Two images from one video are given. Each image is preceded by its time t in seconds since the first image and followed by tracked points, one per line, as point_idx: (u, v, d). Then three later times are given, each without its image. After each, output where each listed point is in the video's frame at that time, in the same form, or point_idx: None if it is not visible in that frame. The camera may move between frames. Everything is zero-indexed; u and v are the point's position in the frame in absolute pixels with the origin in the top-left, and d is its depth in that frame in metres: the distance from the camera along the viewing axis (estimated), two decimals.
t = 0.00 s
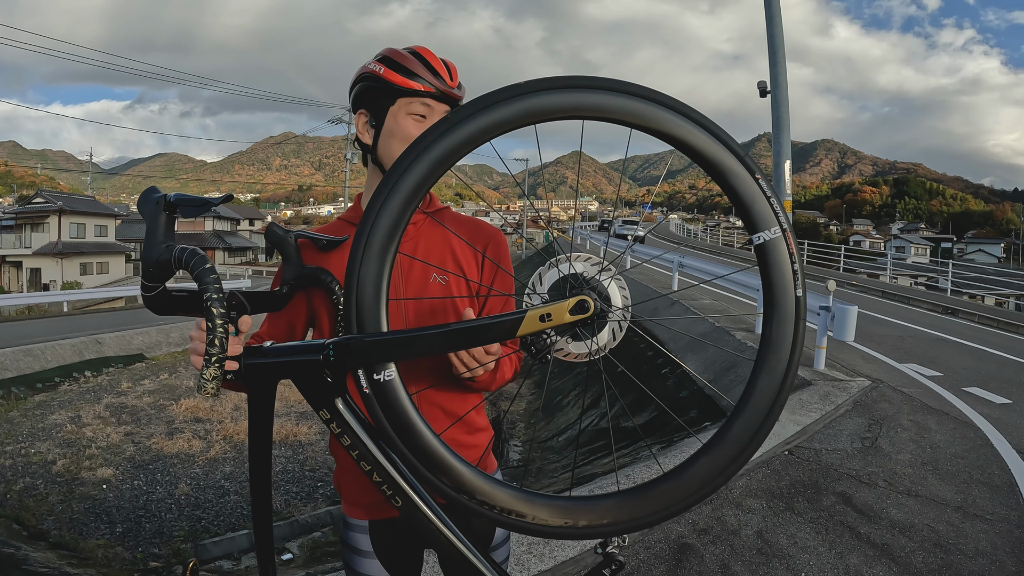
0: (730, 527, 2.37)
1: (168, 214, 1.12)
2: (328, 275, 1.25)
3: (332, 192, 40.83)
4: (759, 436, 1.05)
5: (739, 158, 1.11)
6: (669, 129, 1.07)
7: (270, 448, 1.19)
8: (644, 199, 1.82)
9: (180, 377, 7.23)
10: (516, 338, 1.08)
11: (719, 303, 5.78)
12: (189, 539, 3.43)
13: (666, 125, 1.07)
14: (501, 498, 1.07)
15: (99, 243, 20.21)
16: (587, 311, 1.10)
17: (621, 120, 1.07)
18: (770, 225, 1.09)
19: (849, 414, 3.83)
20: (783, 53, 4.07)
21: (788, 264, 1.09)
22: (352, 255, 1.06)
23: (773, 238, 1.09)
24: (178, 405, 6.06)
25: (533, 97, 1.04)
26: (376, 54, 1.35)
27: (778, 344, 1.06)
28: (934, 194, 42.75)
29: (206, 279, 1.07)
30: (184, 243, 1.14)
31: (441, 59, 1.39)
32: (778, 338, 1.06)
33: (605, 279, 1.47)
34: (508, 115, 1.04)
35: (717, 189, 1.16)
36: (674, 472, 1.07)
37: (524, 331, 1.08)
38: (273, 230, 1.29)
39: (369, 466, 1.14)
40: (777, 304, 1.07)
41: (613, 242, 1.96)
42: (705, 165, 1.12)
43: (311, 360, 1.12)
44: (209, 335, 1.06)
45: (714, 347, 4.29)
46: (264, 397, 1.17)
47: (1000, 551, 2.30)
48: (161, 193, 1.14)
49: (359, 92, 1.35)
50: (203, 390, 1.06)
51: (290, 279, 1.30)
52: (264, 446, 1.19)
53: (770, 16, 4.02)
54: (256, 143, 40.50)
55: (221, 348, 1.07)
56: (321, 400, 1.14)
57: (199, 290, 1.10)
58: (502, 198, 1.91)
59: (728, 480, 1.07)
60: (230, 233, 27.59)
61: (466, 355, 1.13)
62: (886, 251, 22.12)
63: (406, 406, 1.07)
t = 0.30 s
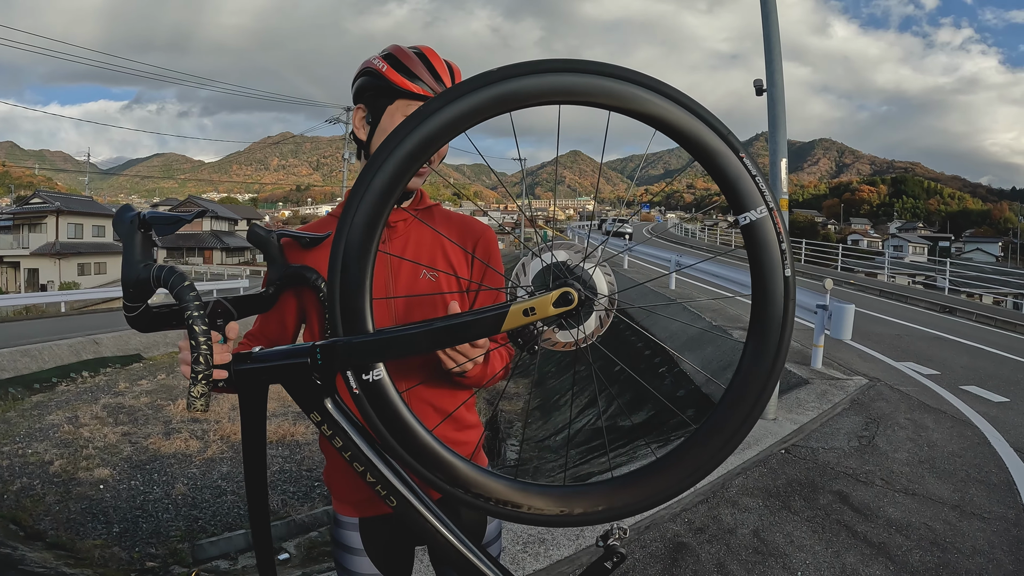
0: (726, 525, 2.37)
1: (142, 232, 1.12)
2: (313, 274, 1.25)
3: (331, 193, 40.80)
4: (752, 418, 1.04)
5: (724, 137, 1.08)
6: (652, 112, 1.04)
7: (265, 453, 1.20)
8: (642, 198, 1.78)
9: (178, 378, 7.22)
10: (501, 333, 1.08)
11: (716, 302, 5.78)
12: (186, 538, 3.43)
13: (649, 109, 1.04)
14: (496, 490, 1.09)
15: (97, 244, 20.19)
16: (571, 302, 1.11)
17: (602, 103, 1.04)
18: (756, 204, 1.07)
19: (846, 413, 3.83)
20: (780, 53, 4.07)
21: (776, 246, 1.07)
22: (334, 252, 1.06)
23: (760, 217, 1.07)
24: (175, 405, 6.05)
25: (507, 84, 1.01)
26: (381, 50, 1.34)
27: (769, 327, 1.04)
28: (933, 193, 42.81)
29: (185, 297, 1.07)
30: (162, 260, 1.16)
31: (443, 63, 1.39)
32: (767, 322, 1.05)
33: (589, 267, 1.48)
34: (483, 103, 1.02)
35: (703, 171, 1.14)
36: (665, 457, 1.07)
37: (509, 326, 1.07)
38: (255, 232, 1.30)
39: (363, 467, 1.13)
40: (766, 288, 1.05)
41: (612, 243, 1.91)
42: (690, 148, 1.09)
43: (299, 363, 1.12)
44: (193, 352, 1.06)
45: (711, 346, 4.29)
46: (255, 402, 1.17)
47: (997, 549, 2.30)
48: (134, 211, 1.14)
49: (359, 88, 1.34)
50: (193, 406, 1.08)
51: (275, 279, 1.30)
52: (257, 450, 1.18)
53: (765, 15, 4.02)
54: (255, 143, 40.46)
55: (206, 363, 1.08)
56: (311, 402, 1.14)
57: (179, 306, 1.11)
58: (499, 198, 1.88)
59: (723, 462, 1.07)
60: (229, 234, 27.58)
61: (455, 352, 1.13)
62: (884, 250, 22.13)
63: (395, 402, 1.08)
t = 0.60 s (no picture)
0: (721, 525, 2.37)
1: (127, 260, 1.14)
2: (302, 275, 1.25)
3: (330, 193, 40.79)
4: (743, 409, 1.05)
5: (716, 128, 1.08)
6: (644, 104, 1.04)
7: (265, 460, 1.20)
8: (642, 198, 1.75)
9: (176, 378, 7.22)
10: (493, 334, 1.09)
11: (713, 302, 5.79)
12: (183, 539, 3.43)
13: (640, 99, 1.04)
14: (491, 481, 1.10)
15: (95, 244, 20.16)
16: (560, 301, 1.11)
17: (595, 95, 1.04)
18: (749, 198, 1.08)
19: (843, 413, 3.84)
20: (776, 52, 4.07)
21: (769, 237, 1.07)
22: (323, 244, 1.06)
23: (753, 211, 1.07)
24: (173, 406, 6.05)
25: (497, 73, 1.01)
26: (372, 51, 1.34)
27: (761, 317, 1.05)
28: (931, 193, 42.85)
29: (175, 323, 1.08)
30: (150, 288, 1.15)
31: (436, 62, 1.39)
32: (758, 312, 1.05)
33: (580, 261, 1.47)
34: (472, 91, 1.01)
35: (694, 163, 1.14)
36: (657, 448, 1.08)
37: (500, 327, 1.08)
38: (241, 238, 1.30)
39: (363, 472, 1.14)
40: (757, 279, 1.06)
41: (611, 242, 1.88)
42: (681, 139, 1.09)
43: (296, 372, 1.12)
44: (189, 380, 1.07)
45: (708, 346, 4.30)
46: (255, 413, 1.17)
47: (993, 549, 2.30)
48: (118, 240, 1.14)
49: (351, 90, 1.34)
50: (194, 430, 1.09)
51: (265, 284, 1.30)
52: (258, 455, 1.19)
53: (762, 15, 4.02)
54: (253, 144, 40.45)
55: (204, 388, 1.09)
56: (308, 410, 1.15)
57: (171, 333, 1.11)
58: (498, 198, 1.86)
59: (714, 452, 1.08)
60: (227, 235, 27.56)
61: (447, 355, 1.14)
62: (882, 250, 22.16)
63: (391, 402, 1.08)
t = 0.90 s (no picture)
0: (718, 525, 2.38)
1: (129, 253, 1.13)
2: (301, 275, 1.26)
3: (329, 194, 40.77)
4: (737, 416, 1.06)
5: (723, 138, 1.09)
6: (649, 108, 1.05)
7: (263, 459, 1.20)
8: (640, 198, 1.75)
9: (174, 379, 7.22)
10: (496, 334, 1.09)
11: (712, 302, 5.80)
12: (181, 540, 3.43)
13: (648, 103, 1.04)
14: (485, 479, 1.10)
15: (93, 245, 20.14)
16: (564, 301, 1.11)
17: (601, 99, 1.04)
18: (753, 211, 1.08)
19: (841, 412, 3.85)
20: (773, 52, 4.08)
21: (771, 251, 1.07)
22: (325, 245, 1.06)
23: (758, 223, 1.08)
24: (171, 407, 6.04)
25: (507, 72, 1.02)
26: (368, 50, 1.34)
27: (758, 328, 1.06)
28: (929, 192, 42.91)
29: (176, 317, 1.08)
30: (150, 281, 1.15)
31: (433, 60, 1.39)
32: (756, 320, 1.06)
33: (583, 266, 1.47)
34: (481, 92, 1.02)
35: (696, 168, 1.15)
36: (651, 454, 1.09)
37: (503, 327, 1.08)
38: (241, 237, 1.31)
39: (362, 472, 1.14)
40: (758, 289, 1.06)
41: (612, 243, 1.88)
42: (684, 143, 1.10)
43: (295, 370, 1.13)
44: (190, 374, 1.08)
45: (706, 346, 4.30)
46: (254, 412, 1.18)
47: (990, 548, 2.31)
48: (118, 234, 1.14)
49: (348, 90, 1.34)
50: (194, 426, 1.10)
51: (264, 283, 1.31)
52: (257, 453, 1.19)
53: (759, 15, 4.02)
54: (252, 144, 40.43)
55: (204, 383, 1.09)
56: (308, 409, 1.15)
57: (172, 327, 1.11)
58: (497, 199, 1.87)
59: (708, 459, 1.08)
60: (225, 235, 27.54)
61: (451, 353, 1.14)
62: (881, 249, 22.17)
63: (390, 401, 1.09)
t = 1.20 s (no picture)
0: (717, 525, 2.38)
1: (136, 232, 1.12)
2: (304, 275, 1.26)
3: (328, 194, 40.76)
4: (729, 433, 1.06)
5: (725, 157, 1.10)
6: (654, 122, 1.07)
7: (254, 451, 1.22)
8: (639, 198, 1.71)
9: (173, 380, 7.21)
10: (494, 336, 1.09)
11: (711, 302, 5.80)
12: (180, 541, 3.43)
13: (653, 118, 1.06)
14: (474, 484, 1.10)
15: (91, 246, 20.11)
16: (563, 307, 1.11)
17: (607, 112, 1.06)
18: (751, 227, 1.09)
19: (840, 412, 3.85)
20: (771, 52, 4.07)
21: (769, 269, 1.08)
22: (327, 249, 1.07)
23: (755, 239, 1.09)
24: (171, 408, 6.04)
25: (517, 84, 1.03)
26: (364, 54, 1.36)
27: (754, 345, 1.06)
28: (928, 192, 42.96)
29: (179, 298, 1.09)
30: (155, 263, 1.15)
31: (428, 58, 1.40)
32: (753, 339, 1.06)
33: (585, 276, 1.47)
34: (491, 103, 1.03)
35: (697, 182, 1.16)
36: (642, 466, 1.09)
37: (502, 329, 1.08)
38: (246, 233, 1.30)
39: (355, 469, 1.14)
40: (753, 308, 1.07)
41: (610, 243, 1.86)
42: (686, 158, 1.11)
43: (291, 365, 1.13)
44: (187, 354, 1.08)
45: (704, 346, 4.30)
46: (247, 404, 1.19)
47: (989, 548, 2.31)
48: (127, 214, 1.15)
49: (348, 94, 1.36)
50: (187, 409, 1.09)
51: (266, 280, 1.30)
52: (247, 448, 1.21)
53: (757, 14, 4.02)
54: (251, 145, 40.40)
55: (201, 366, 1.09)
56: (303, 404, 1.15)
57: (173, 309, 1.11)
58: (496, 199, 1.90)
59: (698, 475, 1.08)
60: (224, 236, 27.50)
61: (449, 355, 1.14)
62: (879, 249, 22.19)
63: (385, 398, 1.09)
